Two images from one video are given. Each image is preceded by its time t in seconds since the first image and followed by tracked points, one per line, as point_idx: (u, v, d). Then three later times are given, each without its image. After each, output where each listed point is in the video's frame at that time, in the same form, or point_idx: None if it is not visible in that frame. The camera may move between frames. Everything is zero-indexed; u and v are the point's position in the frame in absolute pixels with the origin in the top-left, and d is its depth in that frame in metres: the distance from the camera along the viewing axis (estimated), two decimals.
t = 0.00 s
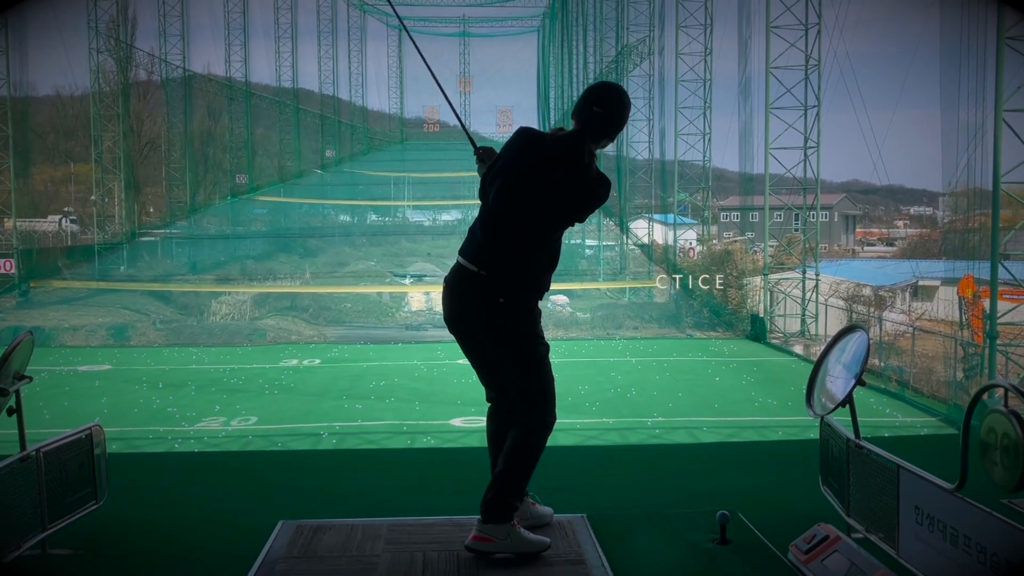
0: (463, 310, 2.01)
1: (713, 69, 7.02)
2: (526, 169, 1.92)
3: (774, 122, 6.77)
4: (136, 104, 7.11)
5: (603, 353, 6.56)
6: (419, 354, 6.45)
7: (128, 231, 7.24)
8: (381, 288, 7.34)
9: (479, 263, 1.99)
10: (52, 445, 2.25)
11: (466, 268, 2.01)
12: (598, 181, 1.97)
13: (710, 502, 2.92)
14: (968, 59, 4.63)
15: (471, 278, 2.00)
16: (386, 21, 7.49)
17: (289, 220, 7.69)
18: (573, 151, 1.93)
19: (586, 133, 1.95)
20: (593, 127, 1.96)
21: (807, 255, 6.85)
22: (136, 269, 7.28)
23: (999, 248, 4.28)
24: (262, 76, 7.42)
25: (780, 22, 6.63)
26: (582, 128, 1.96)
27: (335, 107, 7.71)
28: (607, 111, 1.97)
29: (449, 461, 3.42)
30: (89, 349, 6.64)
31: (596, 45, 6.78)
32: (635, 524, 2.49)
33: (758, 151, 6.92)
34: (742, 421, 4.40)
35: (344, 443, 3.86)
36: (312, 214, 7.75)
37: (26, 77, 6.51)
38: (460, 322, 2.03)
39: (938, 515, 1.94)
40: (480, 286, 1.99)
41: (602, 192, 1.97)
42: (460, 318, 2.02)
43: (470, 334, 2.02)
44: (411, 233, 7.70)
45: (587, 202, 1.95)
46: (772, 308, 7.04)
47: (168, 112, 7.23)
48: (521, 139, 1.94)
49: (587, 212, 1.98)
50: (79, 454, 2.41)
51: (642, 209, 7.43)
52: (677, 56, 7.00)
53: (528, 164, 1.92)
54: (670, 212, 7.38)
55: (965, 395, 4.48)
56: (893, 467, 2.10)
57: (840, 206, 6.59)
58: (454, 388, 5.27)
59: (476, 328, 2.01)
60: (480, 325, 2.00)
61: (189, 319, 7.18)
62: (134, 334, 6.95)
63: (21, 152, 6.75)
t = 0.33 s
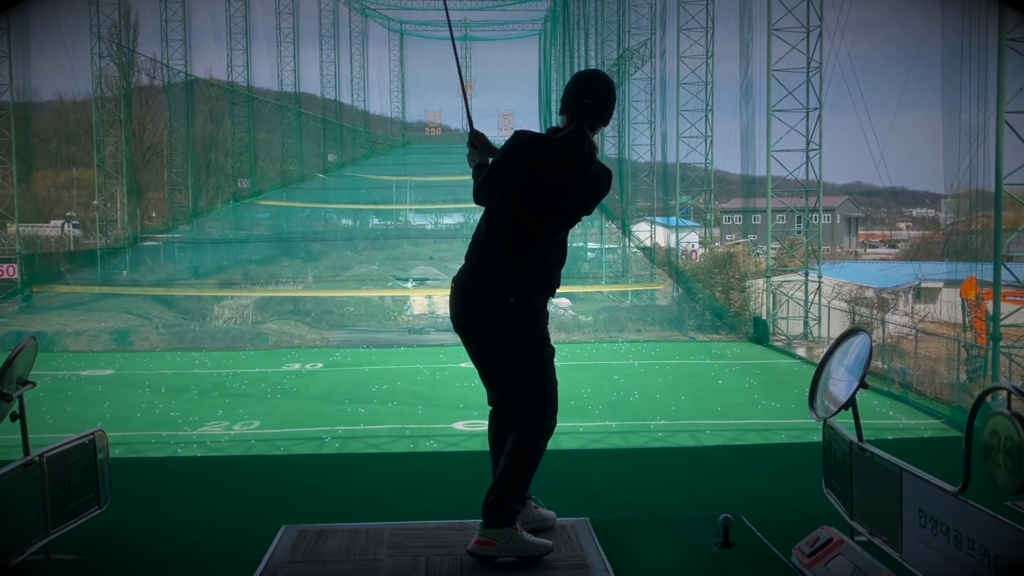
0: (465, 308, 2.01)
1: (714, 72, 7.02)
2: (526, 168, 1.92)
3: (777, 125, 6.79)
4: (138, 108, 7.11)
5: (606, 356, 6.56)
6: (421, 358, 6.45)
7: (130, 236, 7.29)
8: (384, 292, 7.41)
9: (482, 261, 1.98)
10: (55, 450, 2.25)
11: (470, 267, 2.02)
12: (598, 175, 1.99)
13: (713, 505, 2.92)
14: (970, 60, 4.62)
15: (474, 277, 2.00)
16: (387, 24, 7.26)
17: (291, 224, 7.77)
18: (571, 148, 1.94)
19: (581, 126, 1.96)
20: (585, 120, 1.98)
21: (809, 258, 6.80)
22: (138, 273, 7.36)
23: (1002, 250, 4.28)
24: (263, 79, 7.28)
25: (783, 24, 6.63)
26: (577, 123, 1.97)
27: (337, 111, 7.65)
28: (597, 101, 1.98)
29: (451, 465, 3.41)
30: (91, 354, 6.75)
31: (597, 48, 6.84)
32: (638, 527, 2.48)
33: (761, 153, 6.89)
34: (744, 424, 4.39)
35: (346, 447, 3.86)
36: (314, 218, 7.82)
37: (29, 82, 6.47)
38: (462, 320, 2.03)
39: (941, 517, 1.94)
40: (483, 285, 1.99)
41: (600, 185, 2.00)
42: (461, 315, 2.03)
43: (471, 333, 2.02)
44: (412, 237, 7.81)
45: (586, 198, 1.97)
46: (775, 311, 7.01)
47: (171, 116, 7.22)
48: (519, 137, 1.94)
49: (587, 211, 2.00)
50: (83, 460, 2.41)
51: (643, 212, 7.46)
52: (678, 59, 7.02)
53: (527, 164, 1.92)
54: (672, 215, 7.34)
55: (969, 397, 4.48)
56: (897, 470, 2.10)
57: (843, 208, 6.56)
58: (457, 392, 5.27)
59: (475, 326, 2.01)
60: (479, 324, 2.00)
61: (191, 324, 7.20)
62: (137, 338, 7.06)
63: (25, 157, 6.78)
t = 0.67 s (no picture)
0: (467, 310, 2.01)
1: (717, 74, 6.99)
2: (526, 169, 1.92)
3: (779, 126, 6.84)
4: (139, 112, 7.12)
5: (607, 359, 6.53)
6: (423, 361, 6.44)
7: (131, 240, 7.27)
8: (385, 295, 7.40)
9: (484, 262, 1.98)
10: (58, 454, 2.25)
11: (472, 269, 2.01)
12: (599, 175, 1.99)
13: (716, 507, 2.91)
14: (974, 61, 4.59)
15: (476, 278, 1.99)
16: (392, 28, 7.41)
17: (293, 227, 7.78)
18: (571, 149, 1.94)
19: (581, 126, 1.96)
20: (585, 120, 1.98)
21: (811, 259, 6.93)
22: (140, 277, 7.34)
23: (1005, 250, 4.29)
24: (265, 84, 7.35)
25: (784, 26, 6.70)
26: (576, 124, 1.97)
27: (339, 115, 7.74)
28: (596, 102, 1.98)
29: (453, 468, 3.40)
30: (93, 358, 6.76)
31: (598, 50, 6.72)
32: (641, 530, 2.47)
33: (763, 156, 6.96)
34: (746, 426, 4.39)
35: (349, 450, 3.86)
36: (315, 222, 7.86)
37: (31, 87, 6.41)
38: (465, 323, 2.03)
39: (945, 519, 1.93)
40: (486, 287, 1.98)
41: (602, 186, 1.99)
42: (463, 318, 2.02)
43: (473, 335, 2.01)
44: (414, 240, 7.77)
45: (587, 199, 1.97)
46: (777, 313, 7.05)
47: (173, 120, 7.24)
48: (519, 139, 1.94)
49: (589, 212, 1.99)
50: (85, 464, 2.41)
51: (646, 214, 7.42)
52: (680, 61, 6.95)
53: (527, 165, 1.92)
54: (675, 217, 7.30)
55: (972, 399, 4.47)
56: (900, 471, 2.09)
57: (844, 210, 6.57)
58: (459, 395, 5.26)
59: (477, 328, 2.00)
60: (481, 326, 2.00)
61: (193, 327, 7.26)
62: (139, 343, 7.06)
63: (27, 162, 6.72)
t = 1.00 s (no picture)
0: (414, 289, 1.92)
1: (723, 65, 7.10)
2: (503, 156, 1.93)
3: (783, 118, 6.78)
4: (144, 89, 7.18)
5: (606, 347, 6.54)
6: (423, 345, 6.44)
7: (133, 217, 7.25)
8: (386, 279, 7.39)
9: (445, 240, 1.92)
10: (72, 424, 2.26)
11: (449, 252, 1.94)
12: (567, 175, 2.01)
13: (716, 492, 2.93)
14: (982, 58, 4.56)
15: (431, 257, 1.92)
16: (397, 10, 7.16)
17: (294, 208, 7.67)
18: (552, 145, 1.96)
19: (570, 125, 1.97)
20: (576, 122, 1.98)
21: (812, 253, 6.82)
22: (143, 255, 7.29)
23: (1006, 247, 4.29)
24: (271, 63, 7.48)
25: (791, 17, 6.60)
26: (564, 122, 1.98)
27: (342, 96, 7.70)
28: (591, 107, 1.99)
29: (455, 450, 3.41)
30: (94, 334, 6.75)
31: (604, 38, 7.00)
32: (643, 512, 2.48)
33: (766, 148, 6.89)
34: (745, 417, 4.40)
35: (349, 430, 3.87)
36: (317, 203, 7.68)
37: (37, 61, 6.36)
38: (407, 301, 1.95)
39: (943, 507, 1.94)
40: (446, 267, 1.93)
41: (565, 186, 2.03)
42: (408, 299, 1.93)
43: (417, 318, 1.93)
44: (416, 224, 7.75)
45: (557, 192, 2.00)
46: (777, 305, 7.03)
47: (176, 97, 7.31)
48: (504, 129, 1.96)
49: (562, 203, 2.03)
50: (98, 435, 2.42)
51: (648, 204, 7.53)
52: (687, 50, 7.13)
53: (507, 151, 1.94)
54: (677, 207, 7.43)
55: (969, 395, 4.49)
56: (899, 459, 2.10)
57: (847, 204, 6.53)
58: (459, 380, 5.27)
59: (430, 310, 1.93)
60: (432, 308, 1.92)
61: (194, 306, 7.22)
62: (140, 320, 7.07)
63: (29, 137, 6.70)
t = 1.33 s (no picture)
0: (407, 291, 1.91)
1: (722, 66, 7.09)
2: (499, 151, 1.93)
3: (782, 119, 6.81)
4: (144, 91, 7.13)
5: (606, 349, 6.53)
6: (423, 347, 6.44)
7: (132, 219, 7.23)
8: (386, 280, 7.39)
9: (439, 240, 1.91)
10: (70, 427, 2.25)
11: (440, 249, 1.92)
12: (564, 168, 2.05)
13: (715, 494, 2.93)
14: (982, 58, 4.56)
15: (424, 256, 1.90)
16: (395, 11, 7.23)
17: (294, 210, 7.72)
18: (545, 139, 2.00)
19: (564, 117, 2.00)
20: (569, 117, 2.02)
21: (812, 254, 6.85)
22: (142, 258, 7.27)
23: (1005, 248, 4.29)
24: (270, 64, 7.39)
25: (791, 18, 6.63)
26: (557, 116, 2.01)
27: (341, 98, 7.62)
28: (583, 101, 2.02)
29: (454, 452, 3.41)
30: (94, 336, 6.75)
31: (603, 39, 6.87)
32: (642, 514, 2.48)
33: (765, 149, 6.92)
34: (744, 419, 4.40)
35: (349, 432, 3.87)
36: (317, 205, 7.78)
37: (33, 63, 6.36)
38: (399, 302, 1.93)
39: (943, 508, 1.93)
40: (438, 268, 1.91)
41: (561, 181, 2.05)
42: (401, 300, 1.90)
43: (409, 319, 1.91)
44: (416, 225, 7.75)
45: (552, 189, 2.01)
46: (776, 307, 7.07)
47: (176, 100, 7.27)
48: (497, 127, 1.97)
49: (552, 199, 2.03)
50: (96, 437, 2.41)
51: (648, 205, 7.47)
52: (686, 52, 7.09)
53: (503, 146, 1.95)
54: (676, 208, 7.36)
55: (969, 396, 4.49)
56: (899, 460, 2.09)
57: (846, 205, 6.56)
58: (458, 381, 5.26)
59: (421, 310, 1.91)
60: (423, 310, 1.90)
61: (194, 308, 7.24)
62: (139, 322, 7.08)
63: (29, 139, 6.70)
